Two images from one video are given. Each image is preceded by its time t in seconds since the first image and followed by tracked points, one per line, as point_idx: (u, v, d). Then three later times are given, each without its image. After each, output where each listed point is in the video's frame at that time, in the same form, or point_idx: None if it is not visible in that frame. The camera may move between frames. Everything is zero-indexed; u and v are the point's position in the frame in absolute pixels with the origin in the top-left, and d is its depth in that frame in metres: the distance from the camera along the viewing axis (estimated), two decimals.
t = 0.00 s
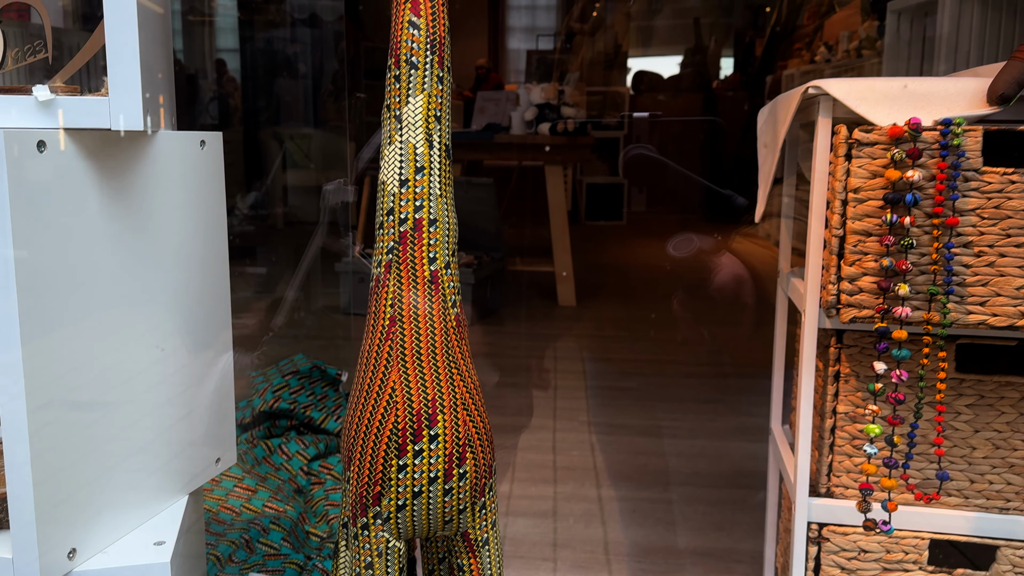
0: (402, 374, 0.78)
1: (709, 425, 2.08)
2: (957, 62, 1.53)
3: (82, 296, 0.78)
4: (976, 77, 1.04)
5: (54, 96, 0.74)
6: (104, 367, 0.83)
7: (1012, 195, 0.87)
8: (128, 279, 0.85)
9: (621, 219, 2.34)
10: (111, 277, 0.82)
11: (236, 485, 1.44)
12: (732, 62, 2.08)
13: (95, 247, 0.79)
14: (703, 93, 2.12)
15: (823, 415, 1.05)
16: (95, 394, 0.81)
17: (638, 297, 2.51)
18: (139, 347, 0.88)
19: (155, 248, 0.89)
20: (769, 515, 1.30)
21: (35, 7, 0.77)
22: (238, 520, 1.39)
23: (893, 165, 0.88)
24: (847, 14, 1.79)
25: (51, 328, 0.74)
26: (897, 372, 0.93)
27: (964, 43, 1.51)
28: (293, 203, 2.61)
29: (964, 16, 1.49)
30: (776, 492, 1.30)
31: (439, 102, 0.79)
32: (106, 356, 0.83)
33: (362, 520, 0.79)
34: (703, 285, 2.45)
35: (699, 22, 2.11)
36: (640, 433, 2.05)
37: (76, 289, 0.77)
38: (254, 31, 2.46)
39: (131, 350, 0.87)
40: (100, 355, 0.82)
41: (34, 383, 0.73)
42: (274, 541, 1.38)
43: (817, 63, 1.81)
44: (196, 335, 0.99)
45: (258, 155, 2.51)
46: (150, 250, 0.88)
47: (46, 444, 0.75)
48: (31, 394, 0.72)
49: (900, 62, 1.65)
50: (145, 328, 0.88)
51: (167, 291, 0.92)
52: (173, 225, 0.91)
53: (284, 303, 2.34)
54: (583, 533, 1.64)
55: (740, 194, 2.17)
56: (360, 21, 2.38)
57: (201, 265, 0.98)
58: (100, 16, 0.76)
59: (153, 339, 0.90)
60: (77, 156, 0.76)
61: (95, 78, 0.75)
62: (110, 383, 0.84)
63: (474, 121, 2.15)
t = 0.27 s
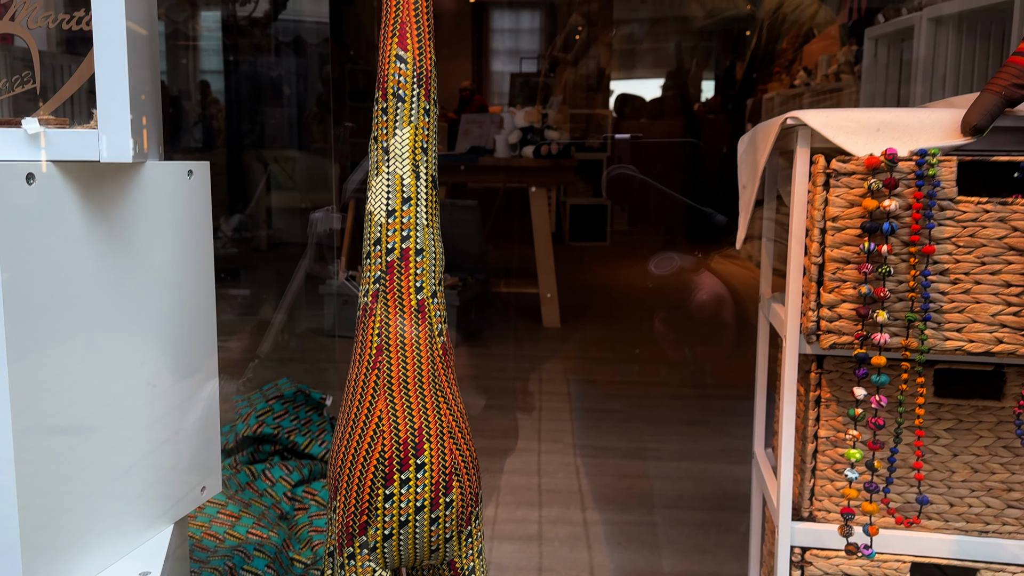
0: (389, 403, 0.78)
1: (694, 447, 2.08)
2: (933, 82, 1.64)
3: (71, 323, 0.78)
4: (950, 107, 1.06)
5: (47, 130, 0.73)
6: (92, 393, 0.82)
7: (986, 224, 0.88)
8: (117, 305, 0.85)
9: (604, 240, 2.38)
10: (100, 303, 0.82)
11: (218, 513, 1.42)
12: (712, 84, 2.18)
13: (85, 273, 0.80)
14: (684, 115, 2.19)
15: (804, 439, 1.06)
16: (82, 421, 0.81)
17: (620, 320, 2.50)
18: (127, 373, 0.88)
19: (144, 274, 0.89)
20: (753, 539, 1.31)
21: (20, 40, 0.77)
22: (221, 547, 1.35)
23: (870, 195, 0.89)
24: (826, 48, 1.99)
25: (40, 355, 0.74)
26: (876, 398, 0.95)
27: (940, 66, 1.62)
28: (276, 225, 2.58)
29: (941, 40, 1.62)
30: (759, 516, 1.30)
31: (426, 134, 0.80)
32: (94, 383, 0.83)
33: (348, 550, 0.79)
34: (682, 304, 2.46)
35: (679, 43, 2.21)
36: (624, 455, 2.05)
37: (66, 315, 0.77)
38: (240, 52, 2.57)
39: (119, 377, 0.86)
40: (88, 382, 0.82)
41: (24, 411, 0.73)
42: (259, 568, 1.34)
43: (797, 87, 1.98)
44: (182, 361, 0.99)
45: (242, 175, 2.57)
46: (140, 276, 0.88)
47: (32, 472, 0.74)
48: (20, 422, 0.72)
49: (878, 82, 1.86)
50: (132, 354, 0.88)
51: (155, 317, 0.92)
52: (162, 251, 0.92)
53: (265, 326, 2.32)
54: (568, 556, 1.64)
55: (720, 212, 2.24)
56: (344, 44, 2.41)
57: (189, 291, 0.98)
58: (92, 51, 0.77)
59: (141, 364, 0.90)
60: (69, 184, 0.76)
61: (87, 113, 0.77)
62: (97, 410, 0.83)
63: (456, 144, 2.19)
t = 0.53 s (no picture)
0: (380, 436, 0.78)
1: (681, 471, 2.06)
2: (913, 106, 1.69)
3: (60, 351, 0.78)
4: (929, 141, 1.09)
5: (40, 166, 0.74)
6: (80, 422, 0.82)
7: (965, 256, 0.90)
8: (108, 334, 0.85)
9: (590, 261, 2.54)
10: (91, 332, 0.82)
11: (204, 541, 1.40)
12: (697, 109, 2.42)
13: (76, 302, 0.80)
14: (670, 138, 2.44)
15: (790, 468, 1.07)
16: (69, 450, 0.81)
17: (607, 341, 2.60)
18: (116, 402, 0.88)
19: (136, 303, 0.89)
20: (741, 567, 1.31)
21: (11, 73, 0.78)
22: None
23: (852, 227, 0.90)
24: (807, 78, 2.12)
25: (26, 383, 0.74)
26: (860, 427, 0.97)
27: (921, 90, 1.67)
28: (262, 249, 2.65)
29: (921, 67, 1.66)
30: (747, 544, 1.31)
31: (417, 170, 0.81)
32: (82, 412, 0.82)
33: None
34: (667, 325, 2.59)
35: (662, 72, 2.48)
36: (612, 480, 2.03)
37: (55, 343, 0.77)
38: (226, 73, 2.58)
39: (107, 406, 0.86)
40: (76, 411, 0.81)
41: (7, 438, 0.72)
42: None
43: (779, 112, 2.21)
44: (171, 391, 0.99)
45: (229, 199, 2.64)
46: (132, 305, 0.89)
47: (17, 501, 0.74)
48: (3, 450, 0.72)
49: (859, 107, 1.91)
50: (122, 383, 0.88)
51: (145, 346, 0.92)
52: (155, 280, 0.92)
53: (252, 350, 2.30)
54: None
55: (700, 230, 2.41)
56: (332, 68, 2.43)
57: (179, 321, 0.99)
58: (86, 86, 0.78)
59: (130, 394, 0.90)
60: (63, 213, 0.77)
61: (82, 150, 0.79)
62: (85, 439, 0.83)
63: (448, 166, 2.35)
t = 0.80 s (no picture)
0: (374, 464, 0.78)
1: (672, 493, 1.97)
2: (899, 128, 1.87)
3: (55, 373, 0.80)
4: (915, 169, 1.11)
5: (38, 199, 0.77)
6: (75, 441, 0.83)
7: (952, 284, 0.91)
8: (106, 357, 0.86)
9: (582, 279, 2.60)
10: (88, 354, 0.84)
11: (195, 567, 1.39)
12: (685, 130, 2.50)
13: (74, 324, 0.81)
14: (659, 159, 2.50)
15: (781, 492, 1.08)
16: (61, 471, 0.82)
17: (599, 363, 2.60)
18: (113, 424, 0.89)
19: (136, 326, 0.91)
20: None
21: (12, 104, 0.84)
22: None
23: (839, 255, 0.92)
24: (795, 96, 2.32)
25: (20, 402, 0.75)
26: (849, 452, 0.98)
27: (906, 112, 1.85)
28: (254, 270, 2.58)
29: (907, 91, 1.85)
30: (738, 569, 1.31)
31: (411, 200, 0.82)
32: (77, 433, 0.84)
33: None
34: (655, 342, 2.58)
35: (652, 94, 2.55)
36: (605, 503, 1.93)
37: (51, 364, 0.79)
38: (218, 92, 2.52)
39: (104, 428, 0.88)
40: (71, 431, 0.83)
41: None
42: None
43: (767, 135, 2.33)
44: (168, 415, 1.00)
45: (218, 220, 2.48)
46: (131, 329, 0.90)
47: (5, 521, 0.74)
48: None
49: (847, 129, 2.11)
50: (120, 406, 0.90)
51: (144, 370, 0.93)
52: (155, 305, 0.94)
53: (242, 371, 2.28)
54: None
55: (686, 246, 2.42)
56: (325, 89, 2.69)
57: (178, 346, 1.01)
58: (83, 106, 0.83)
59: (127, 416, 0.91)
60: (62, 239, 0.80)
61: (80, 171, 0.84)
62: (79, 460, 0.84)
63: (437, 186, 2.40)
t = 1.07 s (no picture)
0: (370, 487, 0.78)
1: (665, 512, 1.94)
2: (889, 146, 2.01)
3: (57, 390, 0.81)
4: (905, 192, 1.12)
5: (37, 222, 0.79)
6: (75, 460, 0.85)
7: (942, 305, 0.92)
8: (110, 376, 0.88)
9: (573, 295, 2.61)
10: (92, 374, 0.85)
11: None
12: (676, 148, 2.54)
13: (79, 343, 0.83)
14: (651, 177, 2.52)
15: (775, 512, 1.08)
16: (59, 487, 0.83)
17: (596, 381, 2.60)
18: (116, 443, 0.90)
19: (141, 346, 0.92)
20: None
21: (11, 128, 0.85)
22: None
23: (831, 277, 0.93)
24: (785, 116, 2.45)
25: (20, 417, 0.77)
26: (842, 473, 0.98)
27: (897, 129, 1.98)
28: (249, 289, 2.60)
29: (896, 111, 1.98)
30: None
31: (408, 222, 0.83)
32: (78, 450, 0.85)
33: None
34: (646, 357, 2.60)
35: (645, 112, 2.57)
36: (597, 522, 1.90)
37: (53, 382, 0.80)
38: (210, 110, 2.60)
39: (106, 446, 0.88)
40: (71, 448, 0.84)
41: None
42: None
43: (758, 153, 2.46)
44: (168, 435, 1.01)
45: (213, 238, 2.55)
46: (137, 349, 0.91)
47: None
48: None
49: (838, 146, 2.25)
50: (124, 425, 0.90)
51: (148, 390, 0.95)
52: (159, 326, 0.96)
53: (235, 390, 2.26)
54: None
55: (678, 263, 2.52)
56: (319, 107, 2.63)
57: (179, 367, 1.02)
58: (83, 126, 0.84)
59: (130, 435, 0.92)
60: (69, 259, 0.81)
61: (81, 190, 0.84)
62: (79, 477, 0.85)
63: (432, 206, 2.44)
